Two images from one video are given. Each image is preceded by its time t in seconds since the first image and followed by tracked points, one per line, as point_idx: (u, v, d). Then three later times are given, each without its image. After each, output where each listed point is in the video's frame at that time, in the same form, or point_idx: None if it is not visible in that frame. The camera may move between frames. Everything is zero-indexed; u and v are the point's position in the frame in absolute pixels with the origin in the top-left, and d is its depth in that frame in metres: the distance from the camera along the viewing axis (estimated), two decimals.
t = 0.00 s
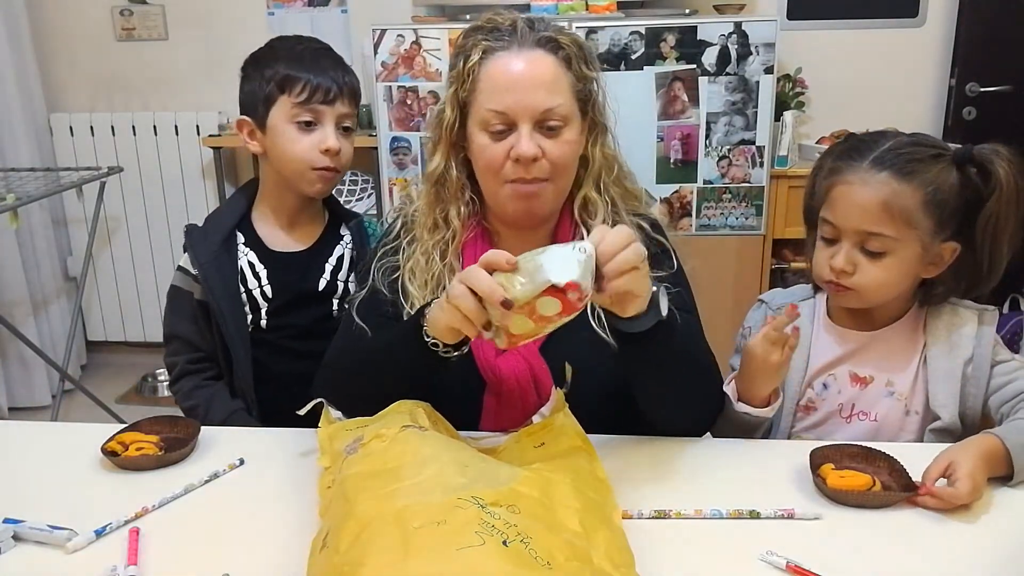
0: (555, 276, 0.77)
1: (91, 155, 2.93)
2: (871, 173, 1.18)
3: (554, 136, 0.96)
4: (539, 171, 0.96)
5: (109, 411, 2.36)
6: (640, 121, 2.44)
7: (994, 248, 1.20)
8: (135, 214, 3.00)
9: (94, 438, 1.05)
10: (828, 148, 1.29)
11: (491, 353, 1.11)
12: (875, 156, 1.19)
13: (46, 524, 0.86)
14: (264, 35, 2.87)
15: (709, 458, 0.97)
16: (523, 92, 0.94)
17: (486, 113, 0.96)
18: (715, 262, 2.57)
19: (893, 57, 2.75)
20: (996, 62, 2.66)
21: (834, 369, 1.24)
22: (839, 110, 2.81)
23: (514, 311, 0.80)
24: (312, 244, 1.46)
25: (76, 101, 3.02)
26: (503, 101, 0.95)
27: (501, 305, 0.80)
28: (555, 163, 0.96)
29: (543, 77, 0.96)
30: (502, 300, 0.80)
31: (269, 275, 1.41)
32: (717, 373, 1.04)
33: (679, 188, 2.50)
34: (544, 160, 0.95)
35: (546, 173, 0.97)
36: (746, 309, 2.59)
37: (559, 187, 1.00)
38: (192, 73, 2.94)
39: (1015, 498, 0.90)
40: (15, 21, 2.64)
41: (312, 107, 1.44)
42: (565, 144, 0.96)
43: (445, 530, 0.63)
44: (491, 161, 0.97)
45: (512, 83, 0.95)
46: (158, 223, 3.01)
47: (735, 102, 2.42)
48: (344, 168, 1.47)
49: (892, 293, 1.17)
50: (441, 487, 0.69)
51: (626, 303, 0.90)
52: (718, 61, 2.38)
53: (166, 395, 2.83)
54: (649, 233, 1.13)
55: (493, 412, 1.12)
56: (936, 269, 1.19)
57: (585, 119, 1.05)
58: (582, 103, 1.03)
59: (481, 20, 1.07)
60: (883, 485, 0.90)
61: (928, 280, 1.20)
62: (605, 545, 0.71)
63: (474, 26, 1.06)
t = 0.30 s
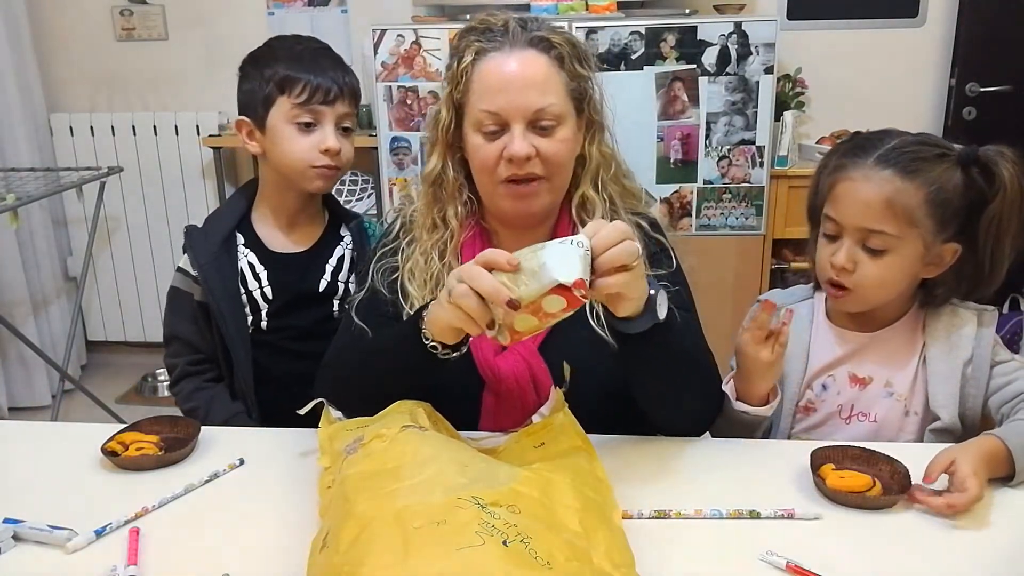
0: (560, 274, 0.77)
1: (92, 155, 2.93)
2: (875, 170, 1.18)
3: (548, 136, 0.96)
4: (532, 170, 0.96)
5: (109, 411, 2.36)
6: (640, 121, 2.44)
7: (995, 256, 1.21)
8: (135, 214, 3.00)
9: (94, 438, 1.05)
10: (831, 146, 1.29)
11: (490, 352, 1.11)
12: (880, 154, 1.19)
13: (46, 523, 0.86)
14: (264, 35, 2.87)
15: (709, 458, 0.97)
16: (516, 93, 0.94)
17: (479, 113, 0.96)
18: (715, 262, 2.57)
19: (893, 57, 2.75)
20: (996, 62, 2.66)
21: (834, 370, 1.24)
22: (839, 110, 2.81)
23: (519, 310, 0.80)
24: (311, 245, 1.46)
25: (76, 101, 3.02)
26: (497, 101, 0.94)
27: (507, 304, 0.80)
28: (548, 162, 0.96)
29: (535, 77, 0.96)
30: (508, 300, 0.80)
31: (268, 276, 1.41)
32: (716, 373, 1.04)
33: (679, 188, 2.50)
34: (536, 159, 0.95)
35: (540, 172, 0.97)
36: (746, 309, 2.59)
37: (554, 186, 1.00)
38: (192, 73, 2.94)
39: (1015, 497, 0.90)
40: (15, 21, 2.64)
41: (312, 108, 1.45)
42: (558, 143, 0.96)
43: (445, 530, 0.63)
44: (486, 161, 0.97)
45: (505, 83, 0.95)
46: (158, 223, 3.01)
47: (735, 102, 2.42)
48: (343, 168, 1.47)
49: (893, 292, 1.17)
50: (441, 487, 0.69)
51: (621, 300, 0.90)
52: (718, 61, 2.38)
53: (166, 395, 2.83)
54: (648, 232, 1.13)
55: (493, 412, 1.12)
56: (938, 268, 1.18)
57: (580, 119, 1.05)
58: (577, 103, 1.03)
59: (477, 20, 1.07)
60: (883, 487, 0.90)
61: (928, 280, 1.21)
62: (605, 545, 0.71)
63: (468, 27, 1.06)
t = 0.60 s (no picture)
0: (562, 275, 0.77)
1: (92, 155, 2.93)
2: (869, 168, 1.18)
3: (548, 134, 0.96)
4: (532, 169, 0.96)
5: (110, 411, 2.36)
6: (640, 121, 2.44)
7: (989, 263, 1.19)
8: (135, 214, 3.00)
9: (94, 438, 1.05)
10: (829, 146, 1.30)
11: (491, 353, 1.11)
12: (874, 153, 1.20)
13: (46, 524, 0.86)
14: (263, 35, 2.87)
15: (708, 458, 0.97)
16: (515, 92, 0.94)
17: (479, 113, 0.96)
18: (714, 262, 2.57)
19: (893, 57, 2.75)
20: (997, 62, 2.67)
21: (829, 371, 1.24)
22: (839, 110, 2.81)
23: (520, 312, 0.80)
24: (309, 246, 1.46)
25: (76, 101, 3.02)
26: (496, 101, 0.94)
27: (510, 308, 0.80)
28: (549, 160, 0.96)
29: (535, 76, 0.96)
30: (508, 303, 0.80)
31: (267, 278, 1.41)
32: (715, 373, 1.03)
33: (679, 188, 2.50)
34: (537, 158, 0.95)
35: (541, 172, 0.97)
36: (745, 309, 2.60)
37: (555, 182, 1.00)
38: (192, 73, 2.94)
39: (1014, 496, 0.90)
40: (15, 21, 2.64)
41: (306, 106, 1.44)
42: (559, 142, 0.96)
43: (445, 530, 0.64)
44: (486, 161, 0.97)
45: (504, 83, 0.95)
46: (157, 223, 3.01)
47: (735, 102, 2.42)
48: (340, 166, 1.47)
49: (883, 291, 1.17)
50: (441, 487, 0.69)
51: (612, 299, 0.90)
52: (718, 61, 2.38)
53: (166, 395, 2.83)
54: (649, 231, 1.13)
55: (493, 412, 1.12)
56: (930, 268, 1.19)
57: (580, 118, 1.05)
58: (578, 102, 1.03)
59: (481, 18, 1.07)
60: (883, 486, 0.90)
61: (922, 280, 1.20)
62: (605, 545, 0.71)
63: (467, 27, 1.06)
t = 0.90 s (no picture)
0: (559, 285, 0.77)
1: (92, 155, 2.93)
2: (855, 164, 1.19)
3: (554, 135, 0.96)
4: (538, 170, 0.96)
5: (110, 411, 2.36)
6: (640, 121, 2.44)
7: (976, 256, 1.20)
8: (135, 214, 3.00)
9: (94, 438, 1.05)
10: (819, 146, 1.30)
11: (490, 352, 1.11)
12: (860, 150, 1.21)
13: (47, 524, 0.86)
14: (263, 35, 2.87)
15: (707, 458, 0.97)
16: (521, 92, 0.94)
17: (485, 113, 0.96)
18: (714, 262, 2.57)
19: (893, 57, 2.75)
20: (997, 62, 2.67)
21: (826, 371, 1.24)
22: (838, 110, 2.81)
23: (516, 319, 0.80)
24: (309, 246, 1.46)
25: (76, 101, 3.02)
26: (502, 101, 0.94)
27: (506, 315, 0.80)
28: (554, 161, 0.97)
29: (541, 77, 0.95)
30: (504, 310, 0.80)
31: (266, 278, 1.41)
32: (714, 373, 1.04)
33: (679, 188, 2.50)
34: (544, 159, 0.96)
35: (544, 173, 0.97)
36: (745, 309, 2.60)
37: (557, 183, 1.00)
38: (192, 73, 2.94)
39: (1014, 495, 0.90)
40: (15, 21, 2.64)
41: (300, 106, 1.44)
42: (563, 143, 0.97)
43: (445, 530, 0.64)
44: (490, 161, 0.97)
45: (511, 83, 0.95)
46: (157, 223, 3.00)
47: (735, 102, 2.42)
48: (337, 165, 1.47)
49: (878, 288, 1.17)
50: (441, 487, 0.69)
51: (609, 305, 0.90)
52: (718, 61, 2.38)
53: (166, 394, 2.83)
54: (647, 231, 1.13)
55: (494, 412, 1.12)
56: (923, 263, 1.19)
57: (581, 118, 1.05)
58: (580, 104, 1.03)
59: (478, 18, 1.08)
60: (883, 486, 0.90)
61: (916, 275, 1.21)
62: (605, 545, 0.71)
63: (471, 26, 1.06)
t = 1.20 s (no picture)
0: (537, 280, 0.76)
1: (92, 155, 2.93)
2: (846, 166, 1.19)
3: (564, 138, 0.96)
4: (547, 172, 0.96)
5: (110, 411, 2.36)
6: (640, 121, 2.44)
7: (971, 247, 1.21)
8: (135, 214, 3.00)
9: (93, 439, 1.05)
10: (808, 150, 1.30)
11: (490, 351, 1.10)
12: (851, 152, 1.21)
13: (47, 524, 0.86)
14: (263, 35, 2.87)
15: (706, 457, 0.97)
16: (536, 96, 0.94)
17: (497, 112, 0.96)
18: (714, 262, 2.57)
19: (893, 57, 2.75)
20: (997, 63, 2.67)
21: (827, 370, 1.25)
22: (838, 110, 2.81)
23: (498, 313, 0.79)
24: (309, 246, 1.46)
25: (76, 101, 3.02)
26: (516, 101, 0.94)
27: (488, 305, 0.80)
28: (562, 164, 0.96)
29: (556, 82, 0.95)
30: (488, 301, 0.80)
31: (266, 278, 1.42)
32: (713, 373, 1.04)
33: (679, 188, 2.50)
34: (553, 163, 0.95)
35: (550, 175, 0.97)
36: (745, 309, 2.60)
37: (559, 188, 0.99)
38: (192, 73, 2.94)
39: (1013, 495, 0.90)
40: (15, 21, 2.64)
41: (298, 107, 1.44)
42: (572, 145, 0.97)
43: (446, 530, 0.64)
44: (500, 159, 0.97)
45: (527, 84, 0.95)
46: (157, 223, 3.00)
47: (735, 102, 2.42)
48: (337, 165, 1.47)
49: (878, 287, 1.17)
50: (441, 487, 0.69)
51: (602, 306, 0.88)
52: (718, 61, 2.38)
53: (166, 394, 2.83)
54: (644, 230, 1.13)
55: (493, 412, 1.12)
56: (920, 259, 1.19)
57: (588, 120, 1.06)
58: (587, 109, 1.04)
59: (489, 17, 1.08)
60: (883, 486, 0.89)
61: (915, 271, 1.21)
62: (605, 545, 0.71)
63: (484, 23, 1.06)
